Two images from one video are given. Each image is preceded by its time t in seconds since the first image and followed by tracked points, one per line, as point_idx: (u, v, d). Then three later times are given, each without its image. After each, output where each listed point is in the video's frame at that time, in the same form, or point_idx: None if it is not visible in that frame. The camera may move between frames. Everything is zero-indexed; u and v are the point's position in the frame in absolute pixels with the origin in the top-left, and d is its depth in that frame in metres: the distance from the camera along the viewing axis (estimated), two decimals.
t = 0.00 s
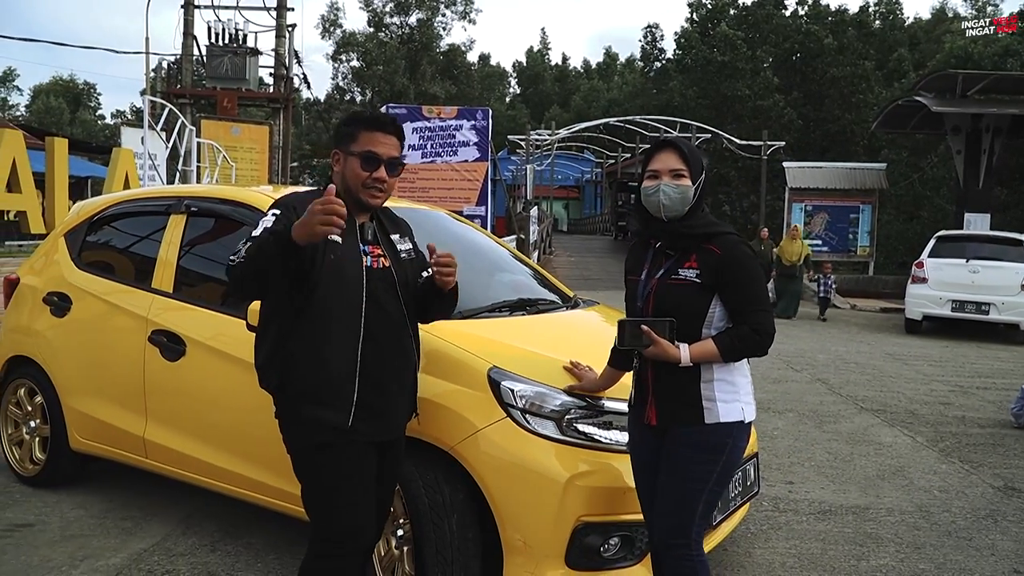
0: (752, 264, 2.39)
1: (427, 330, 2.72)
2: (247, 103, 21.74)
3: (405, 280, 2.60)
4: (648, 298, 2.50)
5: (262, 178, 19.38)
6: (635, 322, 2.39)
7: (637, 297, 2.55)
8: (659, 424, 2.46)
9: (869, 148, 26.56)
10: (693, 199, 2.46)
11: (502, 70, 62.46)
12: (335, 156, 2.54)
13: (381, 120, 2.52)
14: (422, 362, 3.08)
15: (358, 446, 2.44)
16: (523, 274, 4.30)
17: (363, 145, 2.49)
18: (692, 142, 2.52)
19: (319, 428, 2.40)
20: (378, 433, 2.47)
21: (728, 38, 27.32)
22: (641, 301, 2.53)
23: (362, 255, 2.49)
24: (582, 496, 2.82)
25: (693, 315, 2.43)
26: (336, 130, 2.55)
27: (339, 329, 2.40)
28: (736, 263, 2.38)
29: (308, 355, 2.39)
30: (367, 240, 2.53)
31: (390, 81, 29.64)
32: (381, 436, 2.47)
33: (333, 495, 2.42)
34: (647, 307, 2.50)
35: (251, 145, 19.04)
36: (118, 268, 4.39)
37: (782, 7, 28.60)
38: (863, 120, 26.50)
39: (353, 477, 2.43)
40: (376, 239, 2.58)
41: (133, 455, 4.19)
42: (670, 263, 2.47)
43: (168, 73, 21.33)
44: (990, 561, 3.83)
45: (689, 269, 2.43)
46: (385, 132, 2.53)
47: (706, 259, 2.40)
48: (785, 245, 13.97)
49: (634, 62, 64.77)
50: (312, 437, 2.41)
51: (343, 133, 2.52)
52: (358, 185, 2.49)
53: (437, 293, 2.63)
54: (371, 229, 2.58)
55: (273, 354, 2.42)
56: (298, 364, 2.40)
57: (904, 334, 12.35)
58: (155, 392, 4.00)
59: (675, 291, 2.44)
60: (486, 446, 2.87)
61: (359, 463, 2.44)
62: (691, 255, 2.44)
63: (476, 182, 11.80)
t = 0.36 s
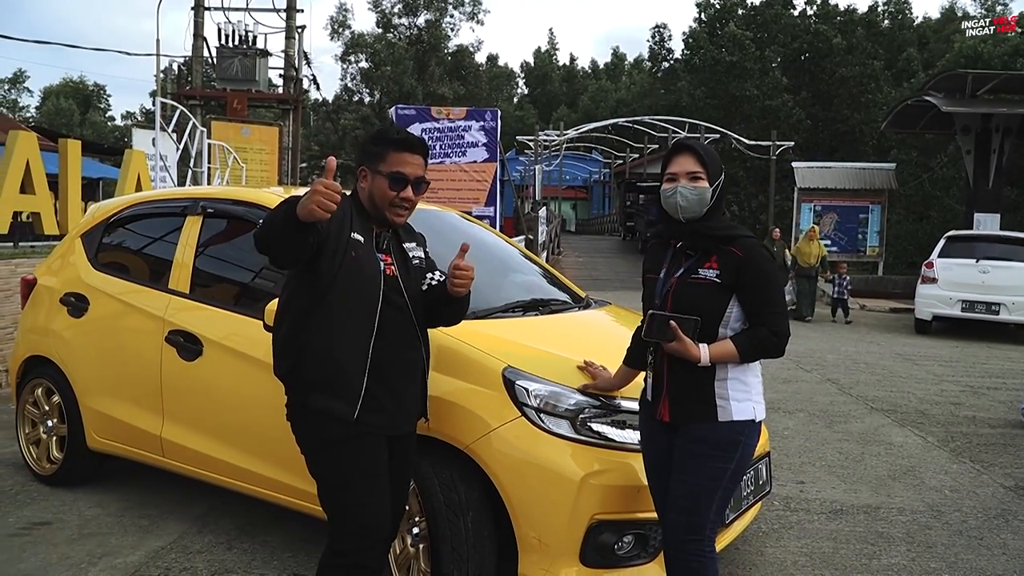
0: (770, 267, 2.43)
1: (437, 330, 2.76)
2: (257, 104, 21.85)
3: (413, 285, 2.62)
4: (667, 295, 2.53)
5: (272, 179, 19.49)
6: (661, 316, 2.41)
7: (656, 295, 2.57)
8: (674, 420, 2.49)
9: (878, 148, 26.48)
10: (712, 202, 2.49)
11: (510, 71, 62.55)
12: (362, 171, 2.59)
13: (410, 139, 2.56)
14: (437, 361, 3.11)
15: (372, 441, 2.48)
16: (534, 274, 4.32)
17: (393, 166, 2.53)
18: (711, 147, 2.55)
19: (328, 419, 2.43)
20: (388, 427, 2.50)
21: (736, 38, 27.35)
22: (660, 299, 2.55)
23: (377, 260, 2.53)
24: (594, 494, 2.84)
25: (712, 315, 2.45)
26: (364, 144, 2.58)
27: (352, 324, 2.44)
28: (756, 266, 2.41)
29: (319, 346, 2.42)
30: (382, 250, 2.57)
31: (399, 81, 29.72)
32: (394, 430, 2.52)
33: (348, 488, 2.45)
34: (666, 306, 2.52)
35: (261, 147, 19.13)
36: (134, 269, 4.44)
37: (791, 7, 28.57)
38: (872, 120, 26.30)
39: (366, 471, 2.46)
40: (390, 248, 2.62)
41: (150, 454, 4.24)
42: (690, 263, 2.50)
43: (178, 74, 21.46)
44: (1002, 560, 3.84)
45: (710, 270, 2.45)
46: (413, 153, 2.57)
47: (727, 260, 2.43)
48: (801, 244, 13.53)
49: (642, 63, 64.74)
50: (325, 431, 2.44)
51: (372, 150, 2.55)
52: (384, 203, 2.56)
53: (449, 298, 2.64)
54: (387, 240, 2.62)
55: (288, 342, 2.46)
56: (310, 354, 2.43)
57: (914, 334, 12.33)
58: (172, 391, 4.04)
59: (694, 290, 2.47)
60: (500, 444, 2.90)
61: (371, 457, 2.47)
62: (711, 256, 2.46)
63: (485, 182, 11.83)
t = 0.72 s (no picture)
0: (775, 268, 2.44)
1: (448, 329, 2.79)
2: (263, 106, 21.93)
3: (423, 286, 2.65)
4: (671, 293, 2.56)
5: (279, 180, 19.54)
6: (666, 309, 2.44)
7: (662, 293, 2.61)
8: (677, 417, 2.51)
9: (884, 148, 26.43)
10: (716, 205, 2.51)
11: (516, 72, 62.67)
12: (367, 172, 2.62)
13: (414, 138, 2.58)
14: (446, 360, 3.14)
15: (382, 438, 2.50)
16: (542, 275, 4.34)
17: (398, 165, 2.57)
18: (720, 152, 2.57)
19: (336, 416, 2.46)
20: (395, 426, 2.53)
21: (743, 39, 27.36)
22: (666, 297, 2.59)
23: (386, 260, 2.56)
24: (601, 494, 2.86)
25: (715, 314, 2.48)
26: (368, 147, 2.62)
27: (360, 321, 2.46)
28: (759, 267, 2.43)
29: (329, 344, 2.45)
30: (391, 249, 2.60)
31: (405, 82, 29.76)
32: (403, 429, 2.54)
33: (357, 486, 2.47)
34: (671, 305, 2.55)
35: (267, 148, 19.20)
36: (143, 270, 4.48)
37: (797, 7, 28.54)
38: (878, 120, 26.00)
39: (374, 469, 2.49)
40: (398, 247, 2.65)
41: (161, 452, 4.27)
42: (696, 262, 2.53)
43: (186, 76, 21.56)
44: (1009, 559, 3.85)
45: (713, 269, 2.48)
46: (417, 151, 2.60)
47: (731, 260, 2.46)
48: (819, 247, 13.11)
49: (648, 63, 64.71)
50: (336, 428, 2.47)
51: (376, 151, 2.59)
52: (392, 201, 2.59)
53: (456, 296, 2.67)
54: (395, 238, 2.65)
55: (298, 340, 2.49)
56: (319, 352, 2.46)
57: (920, 335, 12.32)
58: (183, 390, 4.08)
59: (698, 288, 2.50)
60: (509, 443, 2.92)
61: (380, 454, 2.49)
62: (717, 256, 2.49)
63: (491, 183, 11.85)
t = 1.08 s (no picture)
0: (773, 263, 2.46)
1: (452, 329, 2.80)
2: (266, 106, 21.98)
3: (426, 285, 2.67)
4: (673, 292, 2.60)
5: (282, 180, 19.59)
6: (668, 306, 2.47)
7: (664, 293, 2.64)
8: (678, 415, 2.54)
9: (887, 148, 26.43)
10: (713, 205, 2.53)
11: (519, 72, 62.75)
12: (367, 173, 2.64)
13: (412, 138, 2.61)
14: (450, 360, 3.16)
15: (387, 436, 2.53)
16: (545, 275, 4.36)
17: (397, 163, 2.59)
18: (718, 153, 2.59)
19: (342, 415, 2.48)
20: (400, 424, 2.55)
21: (745, 39, 27.37)
22: (667, 296, 2.62)
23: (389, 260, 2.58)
24: (605, 493, 2.89)
25: (714, 310, 2.50)
26: (367, 147, 2.64)
27: (363, 320, 2.49)
28: (756, 262, 2.45)
29: (334, 344, 2.48)
30: (392, 249, 2.62)
31: (408, 83, 29.80)
32: (407, 427, 2.56)
33: (362, 484, 2.49)
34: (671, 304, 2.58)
35: (271, 148, 19.26)
36: (148, 270, 4.50)
37: (800, 7, 28.53)
38: (881, 120, 26.08)
39: (379, 468, 2.51)
40: (400, 247, 2.67)
41: (166, 451, 4.30)
42: (695, 262, 2.57)
43: (189, 77, 21.62)
44: (1009, 558, 3.87)
45: (712, 266, 2.51)
46: (415, 150, 2.62)
47: (729, 256, 2.48)
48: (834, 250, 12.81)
49: (650, 63, 64.75)
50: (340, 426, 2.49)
51: (375, 152, 2.62)
52: (392, 201, 2.61)
53: (459, 298, 2.68)
54: (397, 238, 2.67)
55: (303, 342, 2.51)
56: (324, 351, 2.48)
57: (923, 335, 12.33)
58: (188, 389, 4.10)
59: (697, 286, 2.53)
60: (512, 442, 2.95)
61: (385, 455, 2.52)
62: (715, 254, 2.52)
63: (494, 183, 11.87)
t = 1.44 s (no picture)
0: (774, 263, 2.48)
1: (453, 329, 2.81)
2: (266, 107, 21.95)
3: (427, 284, 2.68)
4: (674, 290, 2.61)
5: (281, 180, 19.60)
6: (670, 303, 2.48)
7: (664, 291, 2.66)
8: (679, 413, 2.56)
9: (886, 148, 26.45)
10: (714, 205, 2.55)
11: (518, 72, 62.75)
12: (367, 174, 2.66)
13: (410, 137, 2.63)
14: (451, 359, 3.18)
15: (390, 436, 2.54)
16: (545, 275, 4.38)
17: (396, 162, 2.61)
18: (717, 154, 2.60)
19: (345, 416, 2.49)
20: (402, 424, 2.56)
21: (745, 39, 27.40)
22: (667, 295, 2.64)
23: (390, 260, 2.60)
24: (605, 491, 2.90)
25: (715, 308, 2.51)
26: (366, 147, 2.66)
27: (365, 320, 2.50)
28: (757, 262, 2.47)
29: (336, 344, 2.49)
30: (393, 249, 2.64)
31: (407, 83, 29.77)
32: (410, 427, 2.58)
33: (365, 484, 2.51)
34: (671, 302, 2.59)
35: (270, 149, 19.26)
36: (149, 270, 4.52)
37: (799, 7, 28.54)
38: (880, 120, 26.13)
39: (382, 468, 2.52)
40: (401, 247, 2.69)
41: (168, 451, 4.31)
42: (697, 261, 2.58)
43: (189, 77, 21.61)
44: (1008, 556, 3.89)
45: (714, 265, 2.53)
46: (413, 149, 2.64)
47: (731, 255, 2.50)
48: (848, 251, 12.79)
49: (649, 63, 64.76)
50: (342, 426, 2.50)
51: (373, 152, 2.63)
52: (392, 199, 2.63)
53: (460, 298, 2.69)
54: (397, 237, 2.69)
55: (305, 343, 2.52)
56: (326, 352, 2.50)
57: (922, 334, 12.34)
58: (190, 389, 4.11)
59: (699, 284, 2.55)
60: (513, 440, 2.96)
61: (387, 454, 2.53)
62: (717, 253, 2.54)
63: (494, 183, 11.88)
